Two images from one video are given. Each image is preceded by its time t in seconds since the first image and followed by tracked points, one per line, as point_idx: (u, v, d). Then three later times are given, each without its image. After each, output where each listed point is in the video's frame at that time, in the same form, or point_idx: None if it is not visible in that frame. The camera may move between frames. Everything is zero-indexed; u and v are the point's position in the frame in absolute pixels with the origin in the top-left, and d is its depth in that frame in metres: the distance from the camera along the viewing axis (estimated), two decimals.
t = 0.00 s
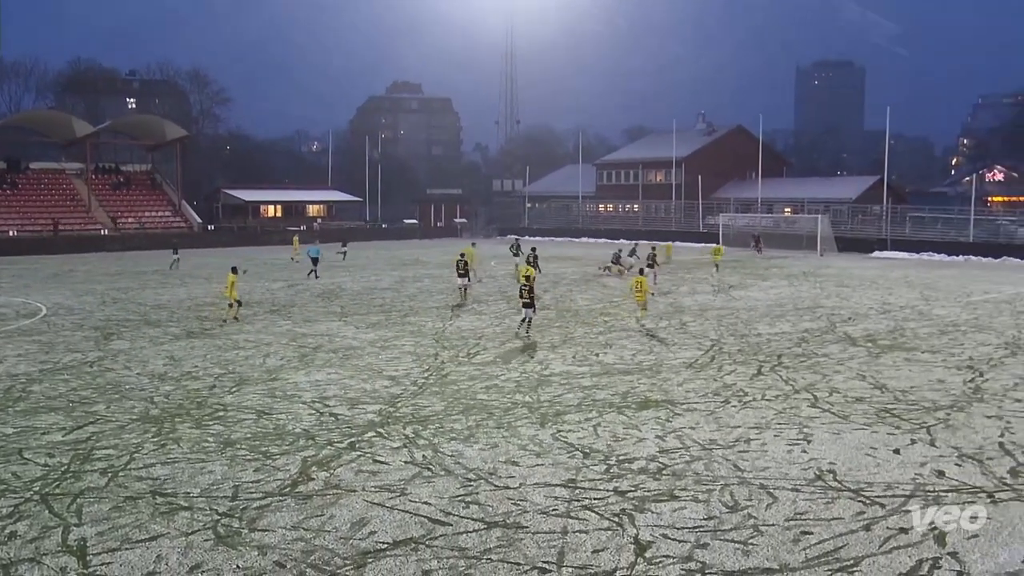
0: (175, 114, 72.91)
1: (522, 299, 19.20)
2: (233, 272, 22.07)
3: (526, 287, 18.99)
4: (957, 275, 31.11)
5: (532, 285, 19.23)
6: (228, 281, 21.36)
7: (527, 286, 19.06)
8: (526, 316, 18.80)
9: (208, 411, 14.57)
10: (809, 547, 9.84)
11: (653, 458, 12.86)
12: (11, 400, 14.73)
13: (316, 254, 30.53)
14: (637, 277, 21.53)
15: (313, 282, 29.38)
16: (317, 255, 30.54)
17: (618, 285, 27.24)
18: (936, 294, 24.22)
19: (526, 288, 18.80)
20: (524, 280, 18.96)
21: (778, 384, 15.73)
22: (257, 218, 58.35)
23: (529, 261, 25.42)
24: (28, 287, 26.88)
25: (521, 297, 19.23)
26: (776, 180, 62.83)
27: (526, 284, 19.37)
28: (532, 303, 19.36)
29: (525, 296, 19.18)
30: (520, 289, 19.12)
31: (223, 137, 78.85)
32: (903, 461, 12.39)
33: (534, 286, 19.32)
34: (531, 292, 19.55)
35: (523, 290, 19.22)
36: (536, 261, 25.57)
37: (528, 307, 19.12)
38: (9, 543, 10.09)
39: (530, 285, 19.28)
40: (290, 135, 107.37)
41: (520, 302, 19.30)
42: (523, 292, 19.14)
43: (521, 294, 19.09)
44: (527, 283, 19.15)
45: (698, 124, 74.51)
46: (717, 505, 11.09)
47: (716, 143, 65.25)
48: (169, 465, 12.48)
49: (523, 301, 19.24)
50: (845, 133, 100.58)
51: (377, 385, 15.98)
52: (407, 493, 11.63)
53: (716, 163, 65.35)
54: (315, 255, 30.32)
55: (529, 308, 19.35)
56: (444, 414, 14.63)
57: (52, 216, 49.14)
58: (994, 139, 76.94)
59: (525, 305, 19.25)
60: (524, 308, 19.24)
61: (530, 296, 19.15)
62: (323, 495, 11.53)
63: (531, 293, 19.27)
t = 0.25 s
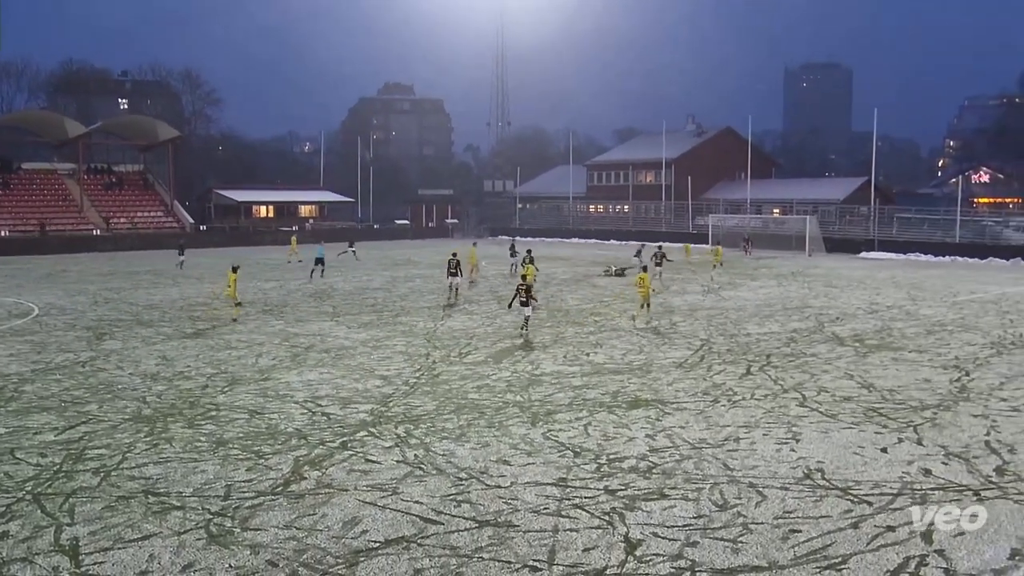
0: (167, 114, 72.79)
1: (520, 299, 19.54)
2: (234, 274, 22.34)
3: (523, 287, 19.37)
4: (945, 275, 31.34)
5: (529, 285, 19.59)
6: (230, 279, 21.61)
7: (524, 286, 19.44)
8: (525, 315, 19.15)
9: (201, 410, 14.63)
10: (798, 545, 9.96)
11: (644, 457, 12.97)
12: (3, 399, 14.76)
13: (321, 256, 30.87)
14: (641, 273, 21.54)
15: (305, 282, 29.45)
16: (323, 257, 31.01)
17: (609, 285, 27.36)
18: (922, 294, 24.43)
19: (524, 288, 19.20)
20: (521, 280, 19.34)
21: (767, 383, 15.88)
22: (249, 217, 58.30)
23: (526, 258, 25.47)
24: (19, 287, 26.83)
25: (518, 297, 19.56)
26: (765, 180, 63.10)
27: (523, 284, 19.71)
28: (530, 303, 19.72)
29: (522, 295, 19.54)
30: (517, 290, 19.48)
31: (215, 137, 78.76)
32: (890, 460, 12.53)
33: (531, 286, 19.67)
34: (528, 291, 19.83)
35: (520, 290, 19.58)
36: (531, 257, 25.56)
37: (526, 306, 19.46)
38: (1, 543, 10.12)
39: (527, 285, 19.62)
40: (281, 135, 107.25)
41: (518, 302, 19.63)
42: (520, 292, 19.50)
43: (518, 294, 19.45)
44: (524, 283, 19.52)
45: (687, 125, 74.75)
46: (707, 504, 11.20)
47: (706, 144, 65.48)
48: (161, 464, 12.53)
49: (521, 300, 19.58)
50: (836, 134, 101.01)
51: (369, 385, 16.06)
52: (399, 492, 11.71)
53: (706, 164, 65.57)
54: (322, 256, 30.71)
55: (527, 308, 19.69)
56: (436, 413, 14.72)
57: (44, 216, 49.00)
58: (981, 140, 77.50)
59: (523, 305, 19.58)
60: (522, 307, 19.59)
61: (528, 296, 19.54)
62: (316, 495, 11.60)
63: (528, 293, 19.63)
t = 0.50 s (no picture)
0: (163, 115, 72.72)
1: (519, 297, 19.69)
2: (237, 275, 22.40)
3: (523, 285, 19.54)
4: (937, 274, 31.50)
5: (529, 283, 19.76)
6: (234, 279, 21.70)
7: (524, 284, 19.59)
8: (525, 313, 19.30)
9: (196, 410, 14.67)
10: (791, 541, 10.04)
11: (638, 455, 13.04)
12: None
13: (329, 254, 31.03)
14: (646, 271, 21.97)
15: (301, 281, 29.48)
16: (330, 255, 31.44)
17: (603, 284, 27.43)
18: (914, 292, 24.57)
19: (525, 285, 19.39)
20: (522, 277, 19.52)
21: (761, 381, 15.97)
22: (245, 218, 58.27)
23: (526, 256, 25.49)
24: (14, 287, 26.82)
25: (518, 295, 19.71)
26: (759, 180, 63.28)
27: (524, 282, 19.86)
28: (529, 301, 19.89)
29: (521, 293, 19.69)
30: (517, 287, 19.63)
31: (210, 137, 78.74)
32: (883, 457, 12.62)
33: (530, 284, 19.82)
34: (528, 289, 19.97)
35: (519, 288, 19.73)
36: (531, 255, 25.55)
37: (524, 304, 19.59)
38: None
39: (527, 283, 19.76)
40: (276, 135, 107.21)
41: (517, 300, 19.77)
42: (520, 290, 19.65)
43: (518, 291, 19.60)
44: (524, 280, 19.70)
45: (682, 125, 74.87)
46: (701, 502, 11.28)
47: (700, 144, 65.60)
48: (157, 463, 12.57)
49: (520, 298, 19.72)
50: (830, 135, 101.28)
51: (364, 383, 16.12)
52: (394, 491, 11.77)
53: (700, 164, 65.69)
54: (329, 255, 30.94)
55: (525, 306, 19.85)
56: (431, 412, 14.78)
57: (40, 216, 48.92)
58: (972, 141, 77.89)
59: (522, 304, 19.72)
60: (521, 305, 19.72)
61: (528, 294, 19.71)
62: (311, 493, 11.65)
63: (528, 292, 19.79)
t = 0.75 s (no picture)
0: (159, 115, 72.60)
1: (519, 296, 19.77)
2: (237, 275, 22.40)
3: (523, 284, 19.63)
4: (930, 274, 31.62)
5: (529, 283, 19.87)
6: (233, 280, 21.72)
7: (524, 283, 19.68)
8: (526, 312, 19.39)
9: (192, 409, 14.70)
10: (784, 541, 10.12)
11: (632, 454, 13.11)
12: None
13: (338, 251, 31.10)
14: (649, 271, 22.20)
15: (296, 281, 29.50)
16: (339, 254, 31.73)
17: (598, 285, 27.48)
18: (907, 293, 24.70)
19: (525, 283, 19.52)
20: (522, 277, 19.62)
21: (754, 381, 16.05)
22: (240, 218, 58.22)
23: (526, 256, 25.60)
24: (9, 288, 26.76)
25: (517, 295, 19.79)
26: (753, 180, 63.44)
27: (523, 281, 19.97)
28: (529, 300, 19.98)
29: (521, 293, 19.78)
30: (517, 287, 19.73)
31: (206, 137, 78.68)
32: (875, 457, 12.70)
33: (530, 283, 19.91)
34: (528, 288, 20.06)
35: (519, 287, 19.82)
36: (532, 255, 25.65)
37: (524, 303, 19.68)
38: None
39: (527, 282, 19.86)
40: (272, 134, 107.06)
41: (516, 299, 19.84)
42: (520, 289, 19.74)
43: (518, 291, 19.69)
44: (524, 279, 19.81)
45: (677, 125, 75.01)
46: (694, 501, 11.35)
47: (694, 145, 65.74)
48: (152, 463, 12.59)
49: (520, 297, 19.81)
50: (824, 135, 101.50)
51: (359, 383, 16.16)
52: (389, 490, 11.82)
53: (694, 164, 65.83)
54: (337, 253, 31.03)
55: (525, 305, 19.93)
56: (426, 412, 14.82)
57: (35, 215, 48.83)
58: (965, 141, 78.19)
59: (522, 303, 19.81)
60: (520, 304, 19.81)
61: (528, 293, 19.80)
62: (306, 493, 11.69)
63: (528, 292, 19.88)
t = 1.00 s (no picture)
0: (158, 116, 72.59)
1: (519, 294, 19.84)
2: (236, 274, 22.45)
3: (524, 282, 19.68)
4: (926, 273, 31.70)
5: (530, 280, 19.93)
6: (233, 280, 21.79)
7: (525, 280, 19.74)
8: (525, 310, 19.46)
9: (191, 408, 14.75)
10: (781, 538, 10.20)
11: (629, 452, 13.18)
12: None
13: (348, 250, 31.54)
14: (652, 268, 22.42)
15: (294, 281, 29.49)
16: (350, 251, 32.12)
17: (595, 284, 27.52)
18: (902, 291, 24.79)
19: (525, 281, 19.59)
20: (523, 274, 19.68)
21: (751, 379, 16.14)
22: (238, 218, 58.22)
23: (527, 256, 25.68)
24: (6, 288, 26.73)
25: (518, 293, 19.85)
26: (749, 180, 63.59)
27: (524, 279, 20.04)
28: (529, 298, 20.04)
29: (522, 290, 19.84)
30: (518, 284, 19.79)
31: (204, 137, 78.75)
32: (871, 454, 12.79)
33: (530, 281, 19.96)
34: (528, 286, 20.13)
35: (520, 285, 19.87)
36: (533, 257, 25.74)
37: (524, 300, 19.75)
38: None
39: (527, 280, 19.93)
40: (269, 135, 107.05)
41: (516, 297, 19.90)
42: (521, 287, 19.80)
43: (518, 288, 19.75)
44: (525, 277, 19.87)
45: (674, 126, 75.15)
46: (691, 499, 11.42)
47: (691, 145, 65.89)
48: (151, 462, 12.66)
49: (520, 295, 19.88)
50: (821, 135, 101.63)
51: (358, 382, 16.23)
52: (388, 488, 11.89)
53: (690, 164, 65.96)
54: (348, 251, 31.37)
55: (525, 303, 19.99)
56: (424, 410, 14.90)
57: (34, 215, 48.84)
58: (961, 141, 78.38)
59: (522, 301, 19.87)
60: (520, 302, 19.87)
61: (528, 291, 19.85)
62: (305, 491, 11.76)
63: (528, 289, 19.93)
